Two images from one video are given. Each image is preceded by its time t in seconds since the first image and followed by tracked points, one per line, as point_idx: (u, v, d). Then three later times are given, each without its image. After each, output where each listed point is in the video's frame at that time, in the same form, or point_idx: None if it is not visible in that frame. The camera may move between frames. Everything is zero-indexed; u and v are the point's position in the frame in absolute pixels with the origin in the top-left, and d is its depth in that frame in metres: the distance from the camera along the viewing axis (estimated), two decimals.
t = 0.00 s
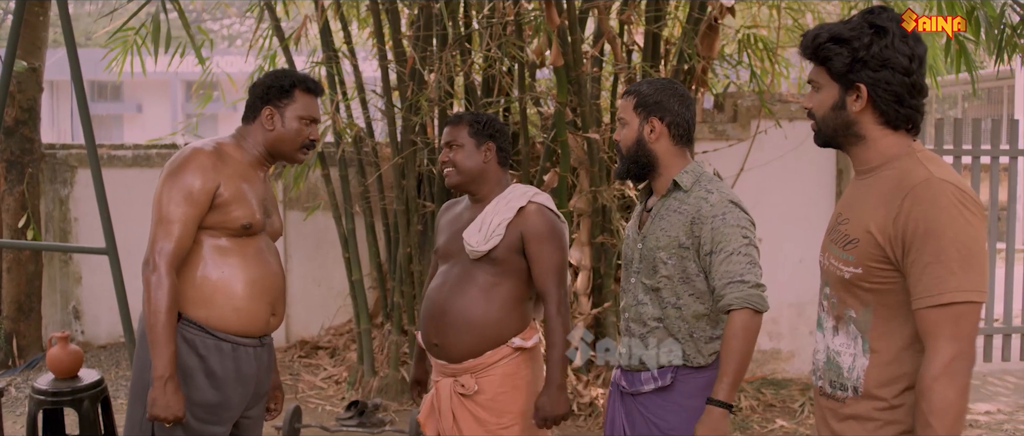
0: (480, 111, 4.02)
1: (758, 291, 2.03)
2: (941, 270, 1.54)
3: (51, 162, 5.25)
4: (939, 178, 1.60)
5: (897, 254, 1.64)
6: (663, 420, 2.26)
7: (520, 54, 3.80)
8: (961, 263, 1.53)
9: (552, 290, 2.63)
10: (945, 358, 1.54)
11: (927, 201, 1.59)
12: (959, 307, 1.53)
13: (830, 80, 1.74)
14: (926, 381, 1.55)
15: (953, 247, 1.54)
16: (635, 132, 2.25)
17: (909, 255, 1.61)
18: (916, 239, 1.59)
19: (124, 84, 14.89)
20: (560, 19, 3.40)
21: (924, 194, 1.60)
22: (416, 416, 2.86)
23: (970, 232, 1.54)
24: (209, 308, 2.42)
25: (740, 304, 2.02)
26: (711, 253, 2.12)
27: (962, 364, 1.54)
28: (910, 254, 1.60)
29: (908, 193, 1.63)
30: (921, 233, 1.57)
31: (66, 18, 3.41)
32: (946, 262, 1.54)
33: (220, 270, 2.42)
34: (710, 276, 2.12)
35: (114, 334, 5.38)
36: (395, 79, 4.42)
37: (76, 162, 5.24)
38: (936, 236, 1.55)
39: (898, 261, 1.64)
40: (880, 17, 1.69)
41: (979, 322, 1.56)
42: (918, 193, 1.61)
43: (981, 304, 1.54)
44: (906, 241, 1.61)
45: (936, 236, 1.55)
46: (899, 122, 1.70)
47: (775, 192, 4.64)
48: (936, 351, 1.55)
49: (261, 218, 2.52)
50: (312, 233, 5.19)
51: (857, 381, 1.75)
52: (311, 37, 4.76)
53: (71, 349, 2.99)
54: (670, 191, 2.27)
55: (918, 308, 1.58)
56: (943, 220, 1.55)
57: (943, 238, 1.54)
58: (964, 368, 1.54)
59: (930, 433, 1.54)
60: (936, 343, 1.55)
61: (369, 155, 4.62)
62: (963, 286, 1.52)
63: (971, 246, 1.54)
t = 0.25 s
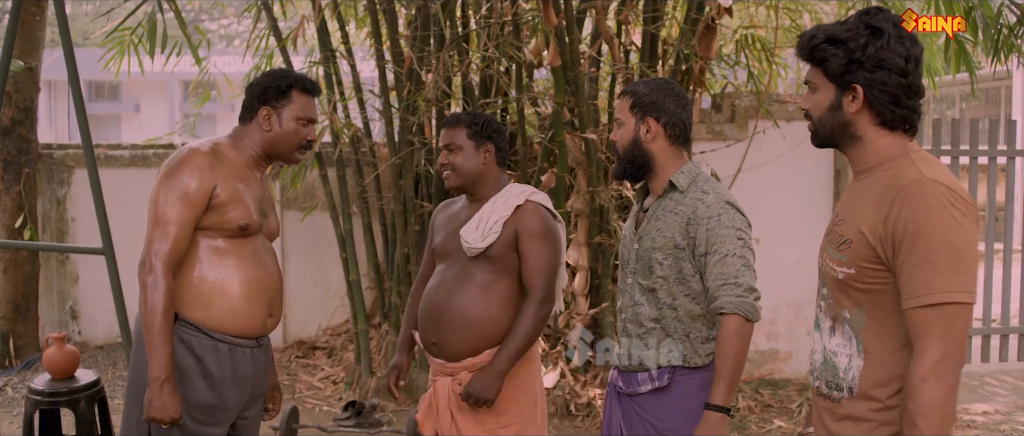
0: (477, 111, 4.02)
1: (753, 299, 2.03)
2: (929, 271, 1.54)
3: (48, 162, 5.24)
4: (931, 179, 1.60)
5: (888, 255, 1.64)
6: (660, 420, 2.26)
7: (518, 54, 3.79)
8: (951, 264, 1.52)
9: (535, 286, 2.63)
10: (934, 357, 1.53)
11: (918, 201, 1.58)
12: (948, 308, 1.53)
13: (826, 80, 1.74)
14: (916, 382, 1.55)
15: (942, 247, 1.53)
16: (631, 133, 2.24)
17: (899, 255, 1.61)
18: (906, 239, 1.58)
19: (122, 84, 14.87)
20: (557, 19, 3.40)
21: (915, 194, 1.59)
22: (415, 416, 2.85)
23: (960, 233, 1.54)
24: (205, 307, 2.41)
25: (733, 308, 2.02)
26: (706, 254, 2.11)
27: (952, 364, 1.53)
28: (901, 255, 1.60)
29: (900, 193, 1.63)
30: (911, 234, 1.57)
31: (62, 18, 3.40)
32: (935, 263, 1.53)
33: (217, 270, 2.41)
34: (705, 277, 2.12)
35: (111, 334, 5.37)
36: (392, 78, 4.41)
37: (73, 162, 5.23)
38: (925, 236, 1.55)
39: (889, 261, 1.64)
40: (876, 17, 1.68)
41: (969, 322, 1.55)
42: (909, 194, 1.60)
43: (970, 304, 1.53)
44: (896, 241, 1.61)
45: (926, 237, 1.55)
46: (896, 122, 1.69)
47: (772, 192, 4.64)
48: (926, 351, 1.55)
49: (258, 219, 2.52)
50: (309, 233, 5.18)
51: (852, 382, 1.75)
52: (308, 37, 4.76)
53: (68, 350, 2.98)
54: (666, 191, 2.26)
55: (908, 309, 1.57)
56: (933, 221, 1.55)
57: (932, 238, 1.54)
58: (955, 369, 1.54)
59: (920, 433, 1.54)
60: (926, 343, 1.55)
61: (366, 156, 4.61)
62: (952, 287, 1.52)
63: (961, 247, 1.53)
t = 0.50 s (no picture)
0: (477, 111, 4.02)
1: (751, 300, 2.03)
2: (931, 271, 1.53)
3: (46, 162, 5.23)
4: (932, 180, 1.59)
5: (889, 255, 1.64)
6: (660, 421, 2.26)
7: (517, 54, 3.80)
8: (952, 264, 1.52)
9: (535, 286, 2.65)
10: (935, 358, 1.53)
11: (919, 201, 1.58)
12: (949, 308, 1.52)
13: (826, 81, 1.74)
14: (916, 382, 1.55)
15: (943, 247, 1.53)
16: (631, 133, 2.24)
17: (900, 255, 1.60)
18: (908, 239, 1.58)
19: (120, 84, 14.87)
20: (557, 19, 3.41)
21: (916, 194, 1.59)
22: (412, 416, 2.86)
23: (961, 233, 1.53)
24: (203, 308, 2.41)
25: (733, 309, 2.01)
26: (705, 255, 2.11)
27: (953, 364, 1.53)
28: (902, 255, 1.60)
29: (901, 194, 1.63)
30: (913, 234, 1.57)
31: (61, 18, 3.39)
32: (936, 263, 1.53)
33: (216, 271, 2.41)
34: (703, 278, 2.12)
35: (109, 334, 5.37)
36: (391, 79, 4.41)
37: (71, 162, 5.23)
38: (927, 236, 1.55)
39: (890, 261, 1.64)
40: (876, 18, 1.68)
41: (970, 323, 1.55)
42: (910, 194, 1.60)
43: (971, 305, 1.53)
44: (897, 241, 1.61)
45: (927, 237, 1.55)
46: (897, 122, 1.69)
47: (771, 192, 4.64)
48: (926, 351, 1.55)
49: (257, 220, 2.51)
50: (308, 233, 5.18)
51: (852, 382, 1.75)
52: (307, 37, 4.76)
53: (66, 350, 2.97)
54: (666, 192, 2.26)
55: (909, 309, 1.57)
56: (935, 221, 1.55)
57: (934, 238, 1.54)
58: (955, 369, 1.53)
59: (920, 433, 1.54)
60: (927, 344, 1.55)
61: (365, 156, 4.61)
62: (954, 287, 1.52)
63: (961, 247, 1.53)
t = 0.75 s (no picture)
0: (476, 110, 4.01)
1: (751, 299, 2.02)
2: (935, 270, 1.53)
3: (45, 160, 5.23)
4: (935, 179, 1.59)
5: (892, 254, 1.63)
6: (660, 420, 2.25)
7: (516, 53, 3.80)
8: (956, 263, 1.52)
9: (541, 282, 2.65)
10: (938, 357, 1.53)
11: (922, 200, 1.58)
12: (952, 307, 1.52)
13: (828, 78, 1.74)
14: (918, 381, 1.54)
15: (947, 246, 1.53)
16: (632, 132, 2.24)
17: (904, 254, 1.60)
18: (911, 238, 1.58)
19: (119, 82, 14.86)
20: (556, 17, 3.40)
21: (919, 193, 1.59)
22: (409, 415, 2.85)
23: (965, 231, 1.53)
24: (201, 307, 2.40)
25: (733, 308, 2.01)
26: (704, 254, 2.11)
27: (956, 363, 1.53)
28: (905, 254, 1.59)
29: (903, 192, 1.62)
30: (917, 233, 1.57)
31: (59, 16, 3.38)
32: (941, 262, 1.53)
33: (214, 271, 2.40)
34: (703, 276, 2.12)
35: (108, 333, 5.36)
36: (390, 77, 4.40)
37: (70, 160, 5.22)
38: (932, 235, 1.54)
39: (893, 260, 1.64)
40: (879, 15, 1.67)
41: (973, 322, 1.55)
42: (914, 193, 1.60)
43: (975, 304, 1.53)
44: (901, 240, 1.61)
45: (931, 235, 1.54)
46: (898, 120, 1.69)
47: (771, 191, 4.63)
48: (928, 350, 1.54)
49: (255, 219, 2.51)
50: (307, 231, 5.17)
51: (852, 381, 1.75)
52: (306, 36, 4.75)
53: (64, 349, 2.97)
54: (666, 190, 2.25)
55: (912, 307, 1.57)
56: (939, 220, 1.54)
57: (939, 237, 1.53)
58: (958, 368, 1.53)
59: (921, 432, 1.53)
60: (929, 343, 1.54)
61: (363, 154, 4.60)
62: (958, 286, 1.51)
63: (964, 246, 1.53)
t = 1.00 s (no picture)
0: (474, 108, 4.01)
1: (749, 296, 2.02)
2: (930, 267, 1.53)
3: (42, 158, 5.23)
4: (930, 175, 1.59)
5: (887, 251, 1.63)
6: (658, 418, 2.25)
7: (514, 51, 3.80)
8: (951, 259, 1.52)
9: (528, 278, 2.65)
10: (933, 354, 1.53)
11: (917, 197, 1.58)
12: (947, 304, 1.52)
13: (826, 76, 1.73)
14: (914, 378, 1.54)
15: (942, 243, 1.52)
16: (667, 130, 2.22)
17: (898, 251, 1.60)
18: (906, 235, 1.58)
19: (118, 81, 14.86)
20: (554, 16, 3.40)
21: (914, 190, 1.59)
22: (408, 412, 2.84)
23: (959, 228, 1.53)
24: (198, 305, 2.40)
25: (731, 305, 2.00)
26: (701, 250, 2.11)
27: (951, 360, 1.53)
28: (900, 251, 1.59)
29: (899, 189, 1.62)
30: (911, 230, 1.56)
31: (57, 15, 3.38)
32: (935, 259, 1.52)
33: (212, 269, 2.40)
34: (701, 273, 2.11)
35: (106, 332, 5.36)
36: (388, 76, 4.40)
37: (67, 159, 5.22)
38: (925, 232, 1.54)
39: (888, 258, 1.63)
40: (877, 14, 1.67)
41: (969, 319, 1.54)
42: (908, 190, 1.60)
43: (970, 301, 1.53)
44: (896, 237, 1.61)
45: (926, 232, 1.54)
46: (896, 119, 1.68)
47: (769, 189, 4.63)
48: (924, 348, 1.54)
49: (253, 217, 2.50)
50: (306, 230, 5.17)
51: (850, 379, 1.75)
52: (304, 34, 4.75)
53: (62, 347, 2.97)
54: (665, 188, 2.25)
55: (907, 305, 1.57)
56: (934, 217, 1.54)
57: (933, 234, 1.53)
58: (954, 366, 1.53)
59: (917, 430, 1.53)
60: (925, 341, 1.54)
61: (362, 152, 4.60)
62: (953, 282, 1.51)
63: (959, 242, 1.52)
